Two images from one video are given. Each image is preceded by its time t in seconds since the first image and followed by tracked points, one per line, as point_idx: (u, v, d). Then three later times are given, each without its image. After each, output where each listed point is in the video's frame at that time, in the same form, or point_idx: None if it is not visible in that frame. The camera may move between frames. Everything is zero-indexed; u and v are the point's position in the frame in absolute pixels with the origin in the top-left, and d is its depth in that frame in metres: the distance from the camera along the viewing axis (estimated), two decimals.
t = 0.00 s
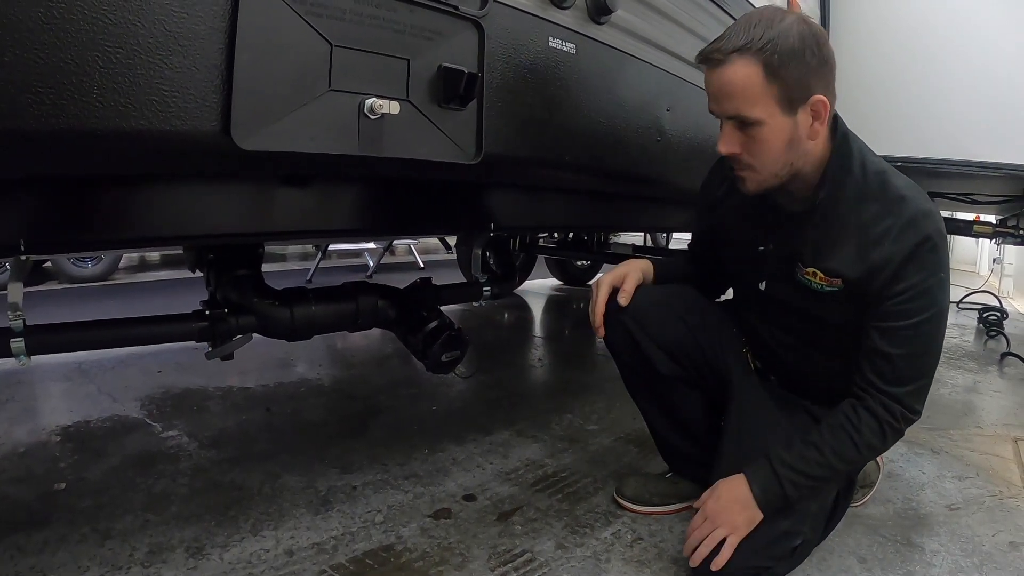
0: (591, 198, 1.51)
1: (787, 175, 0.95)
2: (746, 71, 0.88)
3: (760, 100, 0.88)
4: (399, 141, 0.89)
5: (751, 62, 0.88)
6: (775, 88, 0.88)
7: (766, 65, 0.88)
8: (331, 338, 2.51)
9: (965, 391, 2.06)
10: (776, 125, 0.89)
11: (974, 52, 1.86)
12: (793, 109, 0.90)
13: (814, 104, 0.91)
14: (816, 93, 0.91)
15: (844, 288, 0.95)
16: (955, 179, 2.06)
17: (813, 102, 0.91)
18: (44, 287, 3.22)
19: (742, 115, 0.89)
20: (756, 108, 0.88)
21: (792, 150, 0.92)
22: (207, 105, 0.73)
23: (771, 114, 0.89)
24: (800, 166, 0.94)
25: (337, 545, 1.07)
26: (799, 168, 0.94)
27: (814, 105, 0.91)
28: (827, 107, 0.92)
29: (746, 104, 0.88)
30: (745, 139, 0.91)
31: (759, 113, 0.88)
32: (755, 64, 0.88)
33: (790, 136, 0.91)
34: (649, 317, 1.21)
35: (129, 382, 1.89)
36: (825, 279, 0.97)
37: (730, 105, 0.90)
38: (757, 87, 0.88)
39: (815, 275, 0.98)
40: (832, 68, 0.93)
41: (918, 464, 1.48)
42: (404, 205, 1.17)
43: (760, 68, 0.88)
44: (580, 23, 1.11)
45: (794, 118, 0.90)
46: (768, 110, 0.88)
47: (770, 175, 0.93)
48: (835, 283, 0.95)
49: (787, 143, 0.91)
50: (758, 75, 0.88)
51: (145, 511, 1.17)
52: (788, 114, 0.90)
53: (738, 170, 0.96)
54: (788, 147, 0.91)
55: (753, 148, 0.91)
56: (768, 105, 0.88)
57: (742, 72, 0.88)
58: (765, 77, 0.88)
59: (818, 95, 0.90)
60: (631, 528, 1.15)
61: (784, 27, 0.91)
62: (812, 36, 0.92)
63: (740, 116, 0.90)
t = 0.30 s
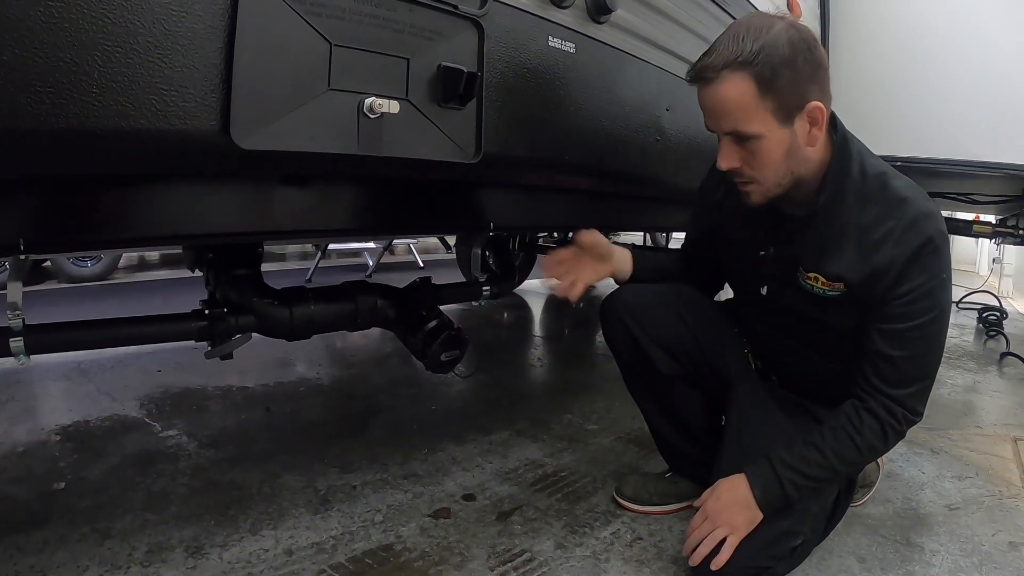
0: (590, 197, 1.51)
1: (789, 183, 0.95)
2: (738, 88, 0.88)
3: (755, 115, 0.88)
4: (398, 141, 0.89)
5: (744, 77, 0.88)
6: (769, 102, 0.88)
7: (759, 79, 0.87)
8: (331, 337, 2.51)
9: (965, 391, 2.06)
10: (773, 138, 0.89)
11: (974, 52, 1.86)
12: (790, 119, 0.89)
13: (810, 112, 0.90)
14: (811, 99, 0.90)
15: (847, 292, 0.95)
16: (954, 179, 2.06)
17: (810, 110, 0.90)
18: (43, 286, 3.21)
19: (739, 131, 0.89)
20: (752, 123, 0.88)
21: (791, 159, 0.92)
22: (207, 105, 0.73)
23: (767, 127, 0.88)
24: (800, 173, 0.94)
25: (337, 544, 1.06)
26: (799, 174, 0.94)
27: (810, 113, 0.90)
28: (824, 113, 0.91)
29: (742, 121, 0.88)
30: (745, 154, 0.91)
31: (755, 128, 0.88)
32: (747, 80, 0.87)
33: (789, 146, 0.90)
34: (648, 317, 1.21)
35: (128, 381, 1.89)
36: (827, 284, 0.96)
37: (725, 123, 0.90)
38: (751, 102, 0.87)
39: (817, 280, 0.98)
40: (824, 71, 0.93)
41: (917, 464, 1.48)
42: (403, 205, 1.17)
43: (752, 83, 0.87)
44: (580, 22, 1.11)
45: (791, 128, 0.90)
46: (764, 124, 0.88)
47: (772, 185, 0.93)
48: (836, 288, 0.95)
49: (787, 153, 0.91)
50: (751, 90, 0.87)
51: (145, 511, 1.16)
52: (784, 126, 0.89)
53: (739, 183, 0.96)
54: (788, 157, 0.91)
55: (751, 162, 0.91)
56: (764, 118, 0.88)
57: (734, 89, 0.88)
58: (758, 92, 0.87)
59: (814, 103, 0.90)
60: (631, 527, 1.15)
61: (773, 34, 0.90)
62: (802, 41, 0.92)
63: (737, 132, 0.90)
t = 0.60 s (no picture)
0: (590, 196, 1.51)
1: (772, 189, 0.94)
2: (720, 90, 0.89)
3: (734, 119, 0.88)
4: (398, 140, 0.89)
5: (726, 80, 0.88)
6: (749, 107, 0.88)
7: (742, 83, 0.87)
8: (331, 337, 2.51)
9: (965, 391, 2.06)
10: (751, 143, 0.89)
11: (974, 52, 1.86)
12: (772, 126, 0.89)
13: (795, 122, 0.88)
14: (799, 109, 0.89)
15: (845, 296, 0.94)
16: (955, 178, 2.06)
17: (795, 120, 0.89)
18: (43, 286, 3.21)
19: (718, 133, 0.91)
20: (730, 125, 0.89)
21: (771, 167, 0.91)
22: (206, 104, 0.73)
23: (746, 132, 0.89)
24: (784, 182, 0.93)
25: (336, 544, 1.06)
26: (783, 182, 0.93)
27: (795, 123, 0.88)
28: (810, 125, 0.89)
29: (720, 123, 0.90)
30: (724, 154, 0.92)
31: (733, 131, 0.89)
32: (729, 83, 0.88)
33: (769, 153, 0.90)
34: (648, 317, 1.21)
35: (128, 381, 1.89)
36: (824, 288, 0.96)
37: (707, 122, 0.92)
38: (730, 106, 0.88)
39: (815, 284, 0.97)
40: (821, 77, 0.91)
41: (918, 463, 1.48)
42: (402, 204, 1.16)
43: (734, 86, 0.88)
44: (580, 21, 1.11)
45: (772, 136, 0.89)
46: (743, 128, 0.89)
47: (752, 189, 0.94)
48: (835, 292, 0.94)
49: (767, 160, 0.90)
50: (732, 94, 0.88)
51: (145, 510, 1.16)
52: (765, 133, 0.89)
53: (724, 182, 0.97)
54: (767, 163, 0.90)
55: (730, 164, 0.92)
56: (743, 123, 0.88)
57: (716, 91, 0.89)
58: (739, 96, 0.88)
59: (799, 114, 0.88)
60: (631, 527, 1.15)
61: (768, 36, 0.89)
62: (799, 45, 0.90)
63: (716, 134, 0.91)
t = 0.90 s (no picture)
0: (590, 197, 1.51)
1: (757, 214, 0.95)
2: (685, 142, 0.89)
3: (704, 167, 0.89)
4: (398, 140, 0.89)
5: (689, 135, 0.88)
6: (715, 158, 0.87)
7: (703, 137, 0.86)
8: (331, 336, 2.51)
9: (965, 390, 2.06)
10: (725, 188, 0.90)
11: (973, 52, 1.86)
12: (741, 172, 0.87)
13: (762, 165, 0.86)
14: (767, 151, 0.86)
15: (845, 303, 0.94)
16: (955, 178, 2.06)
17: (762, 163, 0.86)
18: (42, 286, 3.21)
19: (694, 178, 0.92)
20: (702, 175, 0.90)
21: (751, 202, 0.91)
22: (206, 104, 0.73)
23: (717, 178, 0.89)
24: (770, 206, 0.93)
25: (336, 544, 1.06)
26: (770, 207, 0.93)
27: (763, 166, 0.86)
28: (780, 163, 0.86)
29: (693, 171, 0.91)
30: (703, 194, 0.93)
31: (706, 179, 0.90)
32: (693, 135, 0.87)
33: (744, 193, 0.90)
34: (647, 317, 1.21)
35: (127, 381, 1.89)
36: (824, 295, 0.95)
37: (682, 166, 0.92)
38: (697, 159, 0.89)
39: (814, 291, 0.97)
40: (789, 106, 0.86)
41: (918, 463, 1.48)
42: (401, 205, 1.16)
43: (697, 139, 0.87)
44: (580, 20, 1.11)
45: (743, 179, 0.88)
46: (714, 176, 0.89)
47: (737, 218, 0.95)
48: (835, 298, 0.94)
49: (743, 198, 0.90)
50: (696, 148, 0.88)
51: (145, 510, 1.16)
52: (735, 178, 0.88)
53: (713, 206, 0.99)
54: (745, 200, 0.91)
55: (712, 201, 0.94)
56: (712, 172, 0.89)
57: (682, 144, 0.89)
58: (702, 150, 0.87)
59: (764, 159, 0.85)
60: (631, 527, 1.15)
61: (728, 76, 0.84)
62: (759, 83, 0.84)
63: (693, 177, 0.92)
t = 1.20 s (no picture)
0: (589, 197, 1.51)
1: (735, 230, 0.96)
2: (656, 172, 0.89)
3: (675, 197, 0.90)
4: (397, 140, 0.89)
5: (658, 166, 0.88)
6: (684, 190, 0.88)
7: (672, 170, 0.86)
8: (331, 336, 2.51)
9: (965, 390, 2.06)
10: (698, 215, 0.91)
11: (970, 52, 1.85)
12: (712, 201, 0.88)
13: (730, 198, 0.86)
14: (735, 184, 0.85)
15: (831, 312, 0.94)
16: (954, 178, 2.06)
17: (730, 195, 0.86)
18: (42, 286, 3.21)
19: (670, 203, 0.93)
20: (676, 202, 0.91)
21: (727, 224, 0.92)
22: (205, 105, 0.73)
23: (689, 207, 0.90)
24: (748, 225, 0.94)
25: (336, 544, 1.06)
26: (748, 225, 0.94)
27: (731, 200, 0.87)
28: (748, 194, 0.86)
29: (667, 198, 0.92)
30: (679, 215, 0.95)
31: (679, 205, 0.91)
32: (662, 167, 0.88)
33: (717, 219, 0.91)
34: (644, 318, 1.21)
35: (127, 381, 1.89)
36: (810, 304, 0.95)
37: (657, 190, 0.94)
38: (669, 189, 0.90)
39: (800, 300, 0.96)
40: (756, 138, 0.84)
41: (918, 463, 1.48)
42: (401, 205, 1.16)
43: (666, 172, 0.88)
44: (579, 21, 1.11)
45: (714, 209, 0.89)
46: (686, 204, 0.90)
47: (715, 234, 0.97)
48: (820, 307, 0.93)
49: (716, 223, 0.92)
50: (666, 178, 0.89)
51: (145, 510, 1.16)
52: (705, 208, 0.89)
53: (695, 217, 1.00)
54: (718, 224, 0.92)
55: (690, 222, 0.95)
56: (685, 200, 0.90)
57: (654, 173, 0.90)
58: (672, 181, 0.88)
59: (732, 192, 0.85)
60: (630, 527, 1.15)
61: (695, 111, 0.82)
62: (726, 118, 0.82)
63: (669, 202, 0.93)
